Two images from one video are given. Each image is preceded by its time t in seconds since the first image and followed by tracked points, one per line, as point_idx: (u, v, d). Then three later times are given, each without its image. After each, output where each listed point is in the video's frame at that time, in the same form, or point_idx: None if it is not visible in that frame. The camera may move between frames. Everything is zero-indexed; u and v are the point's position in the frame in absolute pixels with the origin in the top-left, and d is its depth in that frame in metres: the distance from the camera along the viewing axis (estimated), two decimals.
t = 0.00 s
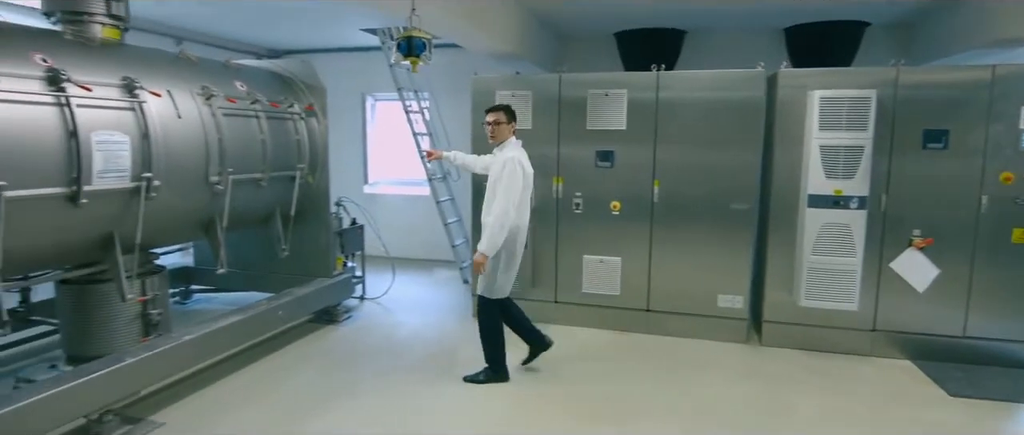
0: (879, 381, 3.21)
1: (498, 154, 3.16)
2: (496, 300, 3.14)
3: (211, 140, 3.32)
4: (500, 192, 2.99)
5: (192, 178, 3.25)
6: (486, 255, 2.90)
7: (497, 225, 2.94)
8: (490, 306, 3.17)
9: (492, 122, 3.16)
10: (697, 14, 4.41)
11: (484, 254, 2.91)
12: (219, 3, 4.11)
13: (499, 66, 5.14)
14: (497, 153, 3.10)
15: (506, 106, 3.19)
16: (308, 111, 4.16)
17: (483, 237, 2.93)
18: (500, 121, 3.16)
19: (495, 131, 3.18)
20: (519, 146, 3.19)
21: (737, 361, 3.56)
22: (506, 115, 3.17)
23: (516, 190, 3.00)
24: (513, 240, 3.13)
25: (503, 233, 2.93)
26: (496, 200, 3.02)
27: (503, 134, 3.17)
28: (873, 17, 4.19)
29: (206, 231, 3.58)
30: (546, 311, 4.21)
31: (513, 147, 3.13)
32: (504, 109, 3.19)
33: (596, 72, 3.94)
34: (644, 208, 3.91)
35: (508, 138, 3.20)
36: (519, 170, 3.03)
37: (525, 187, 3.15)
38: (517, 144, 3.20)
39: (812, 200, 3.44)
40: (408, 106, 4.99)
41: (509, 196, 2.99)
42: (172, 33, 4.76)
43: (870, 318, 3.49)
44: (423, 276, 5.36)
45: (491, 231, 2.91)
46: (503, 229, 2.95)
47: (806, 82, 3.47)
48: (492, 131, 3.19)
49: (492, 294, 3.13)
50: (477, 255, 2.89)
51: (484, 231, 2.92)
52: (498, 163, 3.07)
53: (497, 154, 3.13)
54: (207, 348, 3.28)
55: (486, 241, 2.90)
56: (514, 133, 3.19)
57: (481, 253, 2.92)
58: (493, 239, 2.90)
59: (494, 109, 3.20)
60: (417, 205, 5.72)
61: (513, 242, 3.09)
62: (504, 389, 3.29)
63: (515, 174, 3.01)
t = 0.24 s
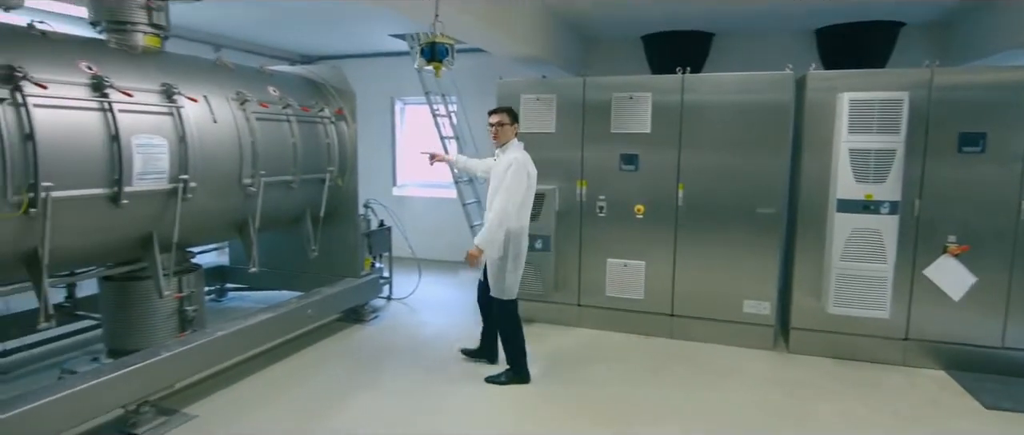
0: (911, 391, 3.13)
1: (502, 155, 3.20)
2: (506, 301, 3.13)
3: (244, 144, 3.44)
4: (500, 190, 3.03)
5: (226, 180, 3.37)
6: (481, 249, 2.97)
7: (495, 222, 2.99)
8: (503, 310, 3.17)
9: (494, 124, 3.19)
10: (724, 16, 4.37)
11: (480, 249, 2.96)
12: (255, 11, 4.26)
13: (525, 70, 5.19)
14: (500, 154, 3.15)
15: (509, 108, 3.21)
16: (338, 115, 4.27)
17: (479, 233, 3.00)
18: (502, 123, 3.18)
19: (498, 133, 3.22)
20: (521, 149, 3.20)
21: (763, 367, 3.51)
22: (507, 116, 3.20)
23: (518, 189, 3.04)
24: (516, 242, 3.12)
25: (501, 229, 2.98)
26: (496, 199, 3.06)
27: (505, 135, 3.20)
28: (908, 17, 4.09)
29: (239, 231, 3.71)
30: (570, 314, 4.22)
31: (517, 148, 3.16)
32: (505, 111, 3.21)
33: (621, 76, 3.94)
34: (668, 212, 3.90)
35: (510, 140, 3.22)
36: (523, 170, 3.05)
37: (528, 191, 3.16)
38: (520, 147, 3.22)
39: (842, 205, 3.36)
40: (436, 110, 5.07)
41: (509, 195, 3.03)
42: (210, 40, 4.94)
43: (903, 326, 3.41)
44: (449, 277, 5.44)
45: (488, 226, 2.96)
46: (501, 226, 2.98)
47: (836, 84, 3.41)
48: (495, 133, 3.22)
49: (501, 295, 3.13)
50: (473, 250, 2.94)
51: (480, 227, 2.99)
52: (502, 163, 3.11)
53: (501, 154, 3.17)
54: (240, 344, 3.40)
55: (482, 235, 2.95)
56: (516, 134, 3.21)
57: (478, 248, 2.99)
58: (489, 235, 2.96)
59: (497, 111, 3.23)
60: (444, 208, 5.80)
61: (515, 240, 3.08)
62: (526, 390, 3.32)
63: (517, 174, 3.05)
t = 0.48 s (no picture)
0: (942, 403, 3.05)
1: (503, 162, 3.22)
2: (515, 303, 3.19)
3: (273, 146, 3.53)
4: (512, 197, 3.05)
5: (257, 181, 3.47)
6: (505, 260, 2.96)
7: (514, 231, 3.00)
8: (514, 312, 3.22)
9: (496, 130, 3.22)
10: (752, 17, 4.32)
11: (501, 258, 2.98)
12: (286, 15, 4.37)
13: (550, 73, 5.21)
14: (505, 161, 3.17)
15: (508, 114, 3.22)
16: (365, 118, 4.35)
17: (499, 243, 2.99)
18: (503, 129, 3.21)
19: (500, 139, 3.24)
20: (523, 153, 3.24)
21: (787, 375, 3.45)
22: (508, 122, 3.22)
23: (529, 195, 3.07)
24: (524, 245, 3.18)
25: (519, 237, 3.00)
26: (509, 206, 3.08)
27: (507, 141, 3.23)
28: (944, 17, 3.98)
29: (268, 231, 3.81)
30: (592, 318, 4.22)
31: (520, 154, 3.20)
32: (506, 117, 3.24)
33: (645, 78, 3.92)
34: (692, 216, 3.87)
35: (511, 146, 3.25)
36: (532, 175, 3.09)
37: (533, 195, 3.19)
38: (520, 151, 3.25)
39: (870, 210, 3.30)
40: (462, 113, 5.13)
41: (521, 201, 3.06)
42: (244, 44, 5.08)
43: (935, 337, 3.30)
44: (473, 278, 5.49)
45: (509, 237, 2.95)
46: (519, 233, 3.01)
47: (865, 87, 3.33)
48: (497, 139, 3.25)
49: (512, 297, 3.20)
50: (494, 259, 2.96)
51: (501, 238, 2.97)
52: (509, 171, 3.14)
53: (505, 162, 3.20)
54: (268, 340, 3.51)
55: (504, 244, 2.96)
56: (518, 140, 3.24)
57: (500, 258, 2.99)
58: (511, 245, 2.95)
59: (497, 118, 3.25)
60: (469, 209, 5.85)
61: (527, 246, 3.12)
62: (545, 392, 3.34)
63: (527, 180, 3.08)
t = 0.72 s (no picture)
0: (977, 415, 2.95)
1: (510, 161, 3.42)
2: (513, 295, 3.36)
3: (303, 146, 3.62)
4: (530, 194, 3.25)
5: (287, 180, 3.57)
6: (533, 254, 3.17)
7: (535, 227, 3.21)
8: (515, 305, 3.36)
9: (502, 130, 3.35)
10: (782, 17, 4.24)
11: (530, 253, 3.18)
12: (317, 18, 4.46)
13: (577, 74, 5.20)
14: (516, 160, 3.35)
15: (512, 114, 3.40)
16: (392, 118, 4.42)
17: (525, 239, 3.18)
18: (508, 129, 3.36)
19: (506, 139, 3.39)
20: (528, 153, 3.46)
21: (815, 382, 3.38)
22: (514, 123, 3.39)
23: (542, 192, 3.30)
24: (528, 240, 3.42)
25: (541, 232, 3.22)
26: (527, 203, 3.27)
27: (514, 141, 3.42)
28: (984, 16, 3.86)
29: (296, 229, 3.90)
30: (615, 320, 4.20)
31: (526, 154, 3.41)
32: (511, 118, 3.40)
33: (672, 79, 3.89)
34: (718, 219, 3.82)
35: (515, 146, 3.45)
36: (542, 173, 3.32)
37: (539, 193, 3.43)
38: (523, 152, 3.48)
39: (904, 215, 3.21)
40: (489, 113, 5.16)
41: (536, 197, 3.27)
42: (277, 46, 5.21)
43: (970, 347, 3.21)
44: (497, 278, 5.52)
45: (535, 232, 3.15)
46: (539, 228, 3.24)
47: (899, 88, 3.24)
48: (502, 139, 3.40)
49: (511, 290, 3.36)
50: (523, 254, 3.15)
51: (527, 233, 3.16)
52: (521, 170, 3.33)
53: (514, 162, 3.40)
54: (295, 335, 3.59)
55: (531, 239, 3.16)
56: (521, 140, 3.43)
57: (525, 252, 3.18)
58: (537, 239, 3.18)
59: (500, 118, 3.38)
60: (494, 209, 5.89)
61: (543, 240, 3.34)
62: (565, 394, 3.35)
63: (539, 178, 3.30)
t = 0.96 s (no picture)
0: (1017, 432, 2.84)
1: (519, 160, 3.57)
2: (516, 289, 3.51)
3: (333, 148, 3.71)
4: (540, 193, 3.41)
5: (318, 181, 3.67)
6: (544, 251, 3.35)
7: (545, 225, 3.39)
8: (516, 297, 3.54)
9: (513, 131, 3.50)
10: (817, 17, 4.15)
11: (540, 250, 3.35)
12: (349, 23, 4.57)
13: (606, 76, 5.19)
14: (526, 159, 3.49)
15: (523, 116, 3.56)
16: (420, 121, 4.49)
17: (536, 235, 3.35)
18: (520, 131, 3.52)
19: (516, 139, 3.55)
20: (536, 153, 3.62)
21: (845, 393, 3.30)
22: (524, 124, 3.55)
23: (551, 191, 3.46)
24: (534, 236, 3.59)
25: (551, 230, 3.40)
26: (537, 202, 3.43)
27: (523, 142, 3.57)
28: None
29: (327, 228, 4.00)
30: (639, 324, 4.17)
31: (534, 154, 3.56)
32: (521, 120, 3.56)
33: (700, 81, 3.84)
34: (746, 224, 3.76)
35: (524, 146, 3.60)
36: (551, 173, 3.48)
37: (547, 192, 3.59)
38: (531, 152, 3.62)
39: (941, 222, 3.11)
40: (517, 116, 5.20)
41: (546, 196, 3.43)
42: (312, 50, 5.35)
43: (1011, 361, 3.08)
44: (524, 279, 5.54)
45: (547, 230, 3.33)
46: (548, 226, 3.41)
47: (937, 91, 3.13)
48: (512, 139, 3.56)
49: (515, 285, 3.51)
50: (535, 250, 3.31)
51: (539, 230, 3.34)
52: (531, 169, 3.47)
53: (523, 161, 3.54)
54: (323, 332, 3.69)
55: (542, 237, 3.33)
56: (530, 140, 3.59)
57: (535, 249, 3.35)
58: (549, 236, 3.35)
59: (511, 119, 3.54)
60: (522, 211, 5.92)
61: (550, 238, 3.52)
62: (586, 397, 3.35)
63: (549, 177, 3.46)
